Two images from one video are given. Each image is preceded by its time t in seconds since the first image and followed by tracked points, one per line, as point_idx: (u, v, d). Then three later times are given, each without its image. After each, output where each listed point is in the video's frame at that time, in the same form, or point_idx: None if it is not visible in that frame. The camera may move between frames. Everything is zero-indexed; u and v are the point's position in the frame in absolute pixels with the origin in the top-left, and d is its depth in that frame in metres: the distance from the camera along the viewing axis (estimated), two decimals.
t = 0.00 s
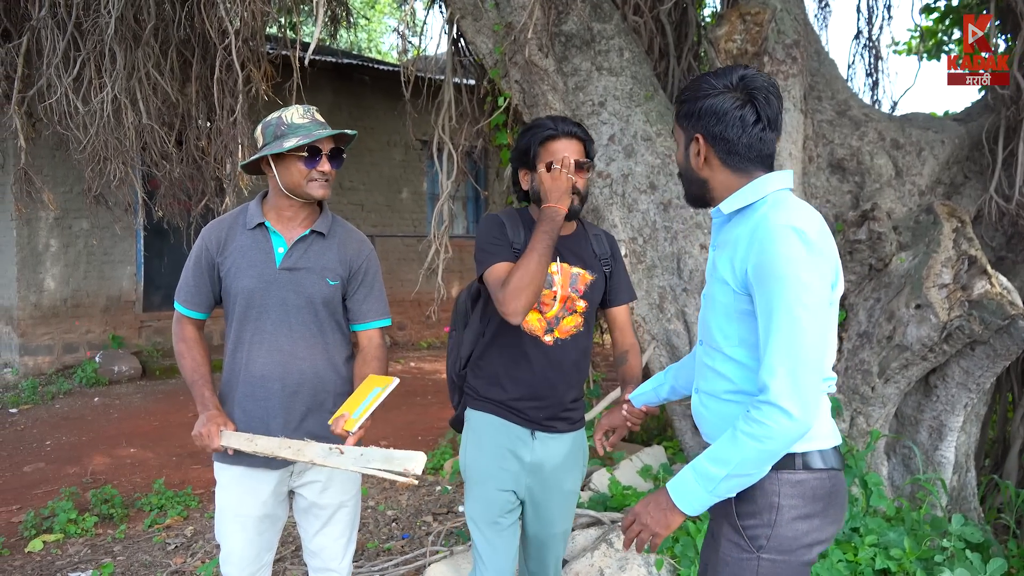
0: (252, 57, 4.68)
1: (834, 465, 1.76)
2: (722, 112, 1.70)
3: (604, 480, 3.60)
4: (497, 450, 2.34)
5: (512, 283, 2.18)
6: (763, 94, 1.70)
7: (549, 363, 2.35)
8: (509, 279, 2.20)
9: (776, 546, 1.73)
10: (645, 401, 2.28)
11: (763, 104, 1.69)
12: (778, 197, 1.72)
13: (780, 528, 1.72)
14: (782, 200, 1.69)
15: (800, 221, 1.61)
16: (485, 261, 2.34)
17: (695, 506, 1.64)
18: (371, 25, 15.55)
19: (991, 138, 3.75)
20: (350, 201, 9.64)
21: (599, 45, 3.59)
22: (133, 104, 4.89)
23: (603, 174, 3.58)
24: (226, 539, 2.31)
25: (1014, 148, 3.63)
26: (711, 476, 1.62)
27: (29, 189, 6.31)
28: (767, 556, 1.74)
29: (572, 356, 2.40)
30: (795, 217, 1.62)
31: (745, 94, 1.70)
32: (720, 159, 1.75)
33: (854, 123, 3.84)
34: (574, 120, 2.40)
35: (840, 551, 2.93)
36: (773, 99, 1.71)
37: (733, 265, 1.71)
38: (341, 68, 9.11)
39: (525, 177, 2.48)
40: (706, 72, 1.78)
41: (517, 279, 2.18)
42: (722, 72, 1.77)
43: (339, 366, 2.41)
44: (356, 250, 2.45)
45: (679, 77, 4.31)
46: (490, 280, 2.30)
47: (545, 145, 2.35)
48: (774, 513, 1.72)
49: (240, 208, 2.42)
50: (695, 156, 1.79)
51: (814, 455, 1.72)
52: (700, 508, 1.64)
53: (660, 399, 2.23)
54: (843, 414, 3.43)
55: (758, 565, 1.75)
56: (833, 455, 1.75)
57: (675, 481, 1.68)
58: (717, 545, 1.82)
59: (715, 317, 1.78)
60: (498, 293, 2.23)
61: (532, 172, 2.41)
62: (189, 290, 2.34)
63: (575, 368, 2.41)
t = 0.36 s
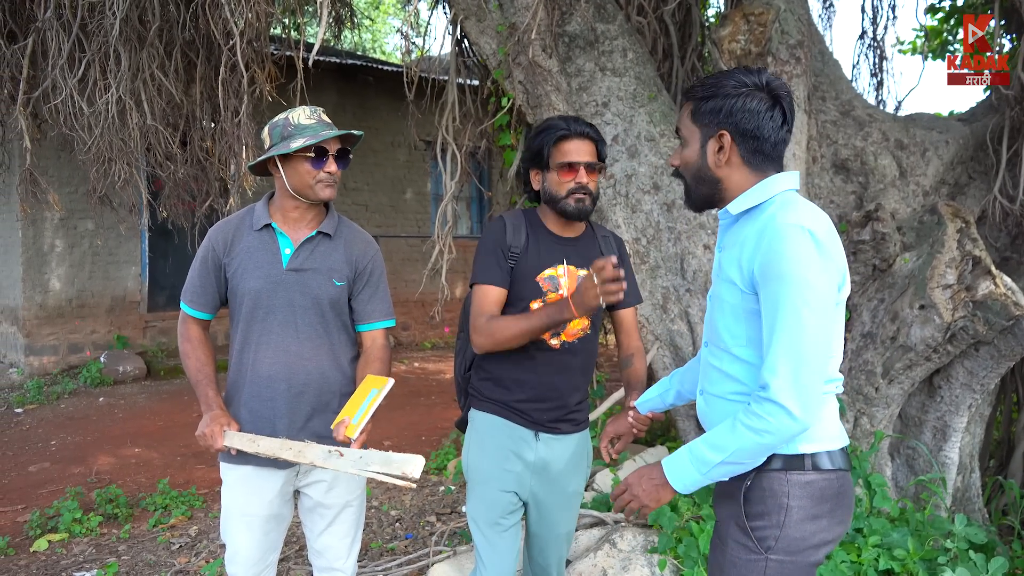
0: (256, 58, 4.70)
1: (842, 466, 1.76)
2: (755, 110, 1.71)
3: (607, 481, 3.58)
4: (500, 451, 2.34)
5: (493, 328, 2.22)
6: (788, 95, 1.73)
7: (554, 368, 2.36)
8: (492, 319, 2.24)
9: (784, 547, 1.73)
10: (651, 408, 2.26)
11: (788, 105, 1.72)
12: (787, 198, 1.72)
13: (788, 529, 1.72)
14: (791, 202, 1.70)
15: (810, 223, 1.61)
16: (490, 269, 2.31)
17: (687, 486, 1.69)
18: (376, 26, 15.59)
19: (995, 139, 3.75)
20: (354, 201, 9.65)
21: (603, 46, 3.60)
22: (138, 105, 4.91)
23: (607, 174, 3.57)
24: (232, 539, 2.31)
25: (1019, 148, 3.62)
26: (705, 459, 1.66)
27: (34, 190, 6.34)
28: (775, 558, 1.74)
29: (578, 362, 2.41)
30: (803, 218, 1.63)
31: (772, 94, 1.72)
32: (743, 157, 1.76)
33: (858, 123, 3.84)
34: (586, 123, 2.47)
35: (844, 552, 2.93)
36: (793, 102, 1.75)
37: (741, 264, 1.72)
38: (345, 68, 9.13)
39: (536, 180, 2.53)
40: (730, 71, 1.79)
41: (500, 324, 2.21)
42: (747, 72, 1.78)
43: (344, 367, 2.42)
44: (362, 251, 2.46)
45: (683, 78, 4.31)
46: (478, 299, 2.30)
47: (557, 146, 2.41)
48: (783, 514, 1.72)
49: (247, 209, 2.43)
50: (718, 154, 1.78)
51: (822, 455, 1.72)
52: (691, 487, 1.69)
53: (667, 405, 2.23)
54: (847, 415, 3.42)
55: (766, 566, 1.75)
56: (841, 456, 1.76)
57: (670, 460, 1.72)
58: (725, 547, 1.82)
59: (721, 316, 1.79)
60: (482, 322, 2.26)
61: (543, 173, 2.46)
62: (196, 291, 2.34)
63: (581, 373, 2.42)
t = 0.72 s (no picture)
0: (259, 58, 4.70)
1: (830, 460, 1.78)
2: (750, 109, 1.71)
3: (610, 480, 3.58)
4: (499, 449, 2.37)
5: (499, 360, 2.27)
6: (781, 94, 1.74)
7: (554, 372, 2.41)
8: (498, 349, 2.28)
9: (778, 543, 1.73)
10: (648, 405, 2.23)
11: (781, 104, 1.74)
12: (778, 196, 1.73)
13: (782, 525, 1.73)
14: (782, 200, 1.70)
15: (803, 222, 1.62)
16: (491, 278, 2.32)
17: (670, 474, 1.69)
18: (380, 26, 15.61)
19: (998, 138, 3.74)
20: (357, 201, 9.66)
21: (605, 45, 3.60)
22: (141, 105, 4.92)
23: (609, 174, 3.57)
24: (236, 538, 2.33)
25: (1022, 148, 3.61)
26: (689, 450, 1.66)
27: (38, 190, 6.35)
28: (768, 554, 1.74)
29: (580, 363, 2.46)
30: (796, 216, 1.63)
31: (766, 93, 1.73)
32: (736, 156, 1.76)
33: (860, 123, 3.84)
34: (582, 119, 2.48)
35: (845, 551, 2.93)
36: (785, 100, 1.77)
37: (733, 260, 1.72)
38: (348, 68, 9.14)
39: (534, 177, 2.53)
40: (723, 69, 1.79)
41: (507, 359, 2.27)
42: (741, 71, 1.79)
43: (348, 366, 2.43)
44: (365, 251, 2.46)
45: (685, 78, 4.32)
46: (480, 309, 2.33)
47: (554, 142, 2.41)
48: (776, 510, 1.73)
49: (251, 209, 2.44)
50: (712, 152, 1.78)
51: (812, 451, 1.74)
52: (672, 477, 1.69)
53: (652, 403, 2.22)
54: (849, 415, 3.42)
55: (760, 563, 1.75)
56: (829, 451, 1.78)
57: (653, 449, 1.72)
58: (717, 544, 1.82)
59: (712, 312, 1.79)
60: (488, 346, 2.30)
61: (541, 170, 2.46)
62: (200, 290, 2.35)
63: (582, 375, 2.47)
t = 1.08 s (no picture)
0: (262, 60, 4.71)
1: (811, 460, 1.78)
2: (749, 111, 1.74)
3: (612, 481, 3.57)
4: (495, 449, 2.42)
5: (483, 364, 2.33)
6: (777, 97, 1.77)
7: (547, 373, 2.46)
8: (482, 353, 2.34)
9: (755, 539, 1.74)
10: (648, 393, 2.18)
11: (778, 106, 1.76)
12: (771, 197, 1.76)
13: (760, 523, 1.73)
14: (777, 203, 1.74)
15: (795, 229, 1.66)
16: (481, 283, 2.38)
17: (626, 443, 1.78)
18: (381, 27, 15.63)
19: (1001, 139, 3.73)
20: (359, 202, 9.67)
21: (607, 47, 3.60)
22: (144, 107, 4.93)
23: (611, 175, 3.56)
24: (238, 538, 2.33)
25: None
26: (648, 426, 1.74)
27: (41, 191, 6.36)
28: (745, 550, 1.74)
29: (569, 369, 2.50)
30: (787, 221, 1.67)
31: (763, 95, 1.75)
32: (733, 158, 1.78)
33: (863, 124, 3.83)
34: (571, 122, 2.51)
35: (847, 552, 2.93)
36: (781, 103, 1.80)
37: (720, 256, 1.77)
38: (350, 70, 9.15)
39: (526, 182, 2.57)
40: (721, 70, 1.80)
41: (490, 363, 2.32)
42: (738, 72, 1.80)
43: (349, 369, 2.43)
44: (367, 253, 2.46)
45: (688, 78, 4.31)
46: (468, 314, 2.39)
47: (544, 146, 2.45)
48: (756, 508, 1.73)
49: (253, 210, 2.45)
50: (710, 152, 1.79)
51: (793, 450, 1.74)
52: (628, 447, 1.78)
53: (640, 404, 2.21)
54: (851, 416, 3.41)
55: (736, 559, 1.75)
56: (810, 451, 1.78)
57: (615, 419, 1.81)
58: (694, 539, 1.82)
59: (695, 304, 1.84)
60: (473, 349, 2.36)
61: (531, 175, 2.50)
62: (202, 292, 2.35)
63: (573, 379, 2.52)
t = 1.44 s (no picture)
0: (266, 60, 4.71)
1: (830, 467, 1.81)
2: (767, 112, 1.73)
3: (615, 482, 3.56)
4: (488, 450, 2.43)
5: (475, 366, 2.34)
6: (797, 98, 1.76)
7: (541, 376, 2.49)
8: (474, 355, 2.35)
9: (777, 549, 1.76)
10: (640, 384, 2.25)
11: (797, 107, 1.75)
12: (785, 204, 1.77)
13: (781, 532, 1.75)
14: (789, 211, 1.75)
15: (804, 239, 1.67)
16: (472, 287, 2.40)
17: (610, 435, 1.83)
18: (383, 27, 15.65)
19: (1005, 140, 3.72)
20: (362, 202, 9.68)
21: (610, 47, 3.60)
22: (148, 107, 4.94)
23: (614, 176, 3.56)
24: (242, 541, 2.33)
25: None
26: (634, 421, 1.78)
27: (44, 191, 6.37)
28: (768, 561, 1.76)
29: (561, 372, 2.52)
30: (797, 229, 1.68)
31: (782, 96, 1.74)
32: (738, 161, 1.78)
33: (866, 125, 3.82)
34: (560, 124, 2.54)
35: (851, 554, 2.93)
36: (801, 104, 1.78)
37: (729, 262, 1.79)
38: (353, 70, 9.16)
39: (514, 185, 2.59)
40: (742, 67, 1.79)
41: (482, 364, 2.34)
42: (760, 70, 1.78)
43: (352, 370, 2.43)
44: (370, 255, 2.47)
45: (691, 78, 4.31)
46: (458, 319, 2.41)
47: (533, 148, 2.48)
48: (774, 517, 1.76)
49: (254, 212, 2.44)
50: (724, 153, 1.79)
51: (812, 458, 1.77)
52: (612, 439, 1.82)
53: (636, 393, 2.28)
54: (855, 417, 3.41)
55: (759, 569, 1.77)
56: (830, 458, 1.81)
57: (604, 411, 1.85)
58: (716, 551, 1.84)
59: (703, 307, 1.87)
60: (464, 352, 2.37)
61: (520, 177, 2.52)
62: (205, 295, 2.35)
63: (565, 381, 2.54)
